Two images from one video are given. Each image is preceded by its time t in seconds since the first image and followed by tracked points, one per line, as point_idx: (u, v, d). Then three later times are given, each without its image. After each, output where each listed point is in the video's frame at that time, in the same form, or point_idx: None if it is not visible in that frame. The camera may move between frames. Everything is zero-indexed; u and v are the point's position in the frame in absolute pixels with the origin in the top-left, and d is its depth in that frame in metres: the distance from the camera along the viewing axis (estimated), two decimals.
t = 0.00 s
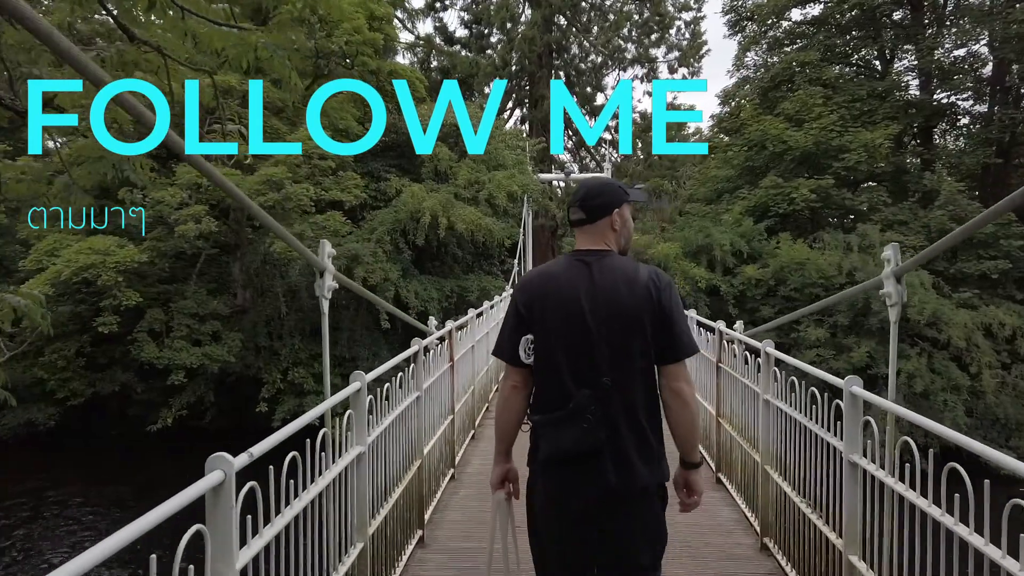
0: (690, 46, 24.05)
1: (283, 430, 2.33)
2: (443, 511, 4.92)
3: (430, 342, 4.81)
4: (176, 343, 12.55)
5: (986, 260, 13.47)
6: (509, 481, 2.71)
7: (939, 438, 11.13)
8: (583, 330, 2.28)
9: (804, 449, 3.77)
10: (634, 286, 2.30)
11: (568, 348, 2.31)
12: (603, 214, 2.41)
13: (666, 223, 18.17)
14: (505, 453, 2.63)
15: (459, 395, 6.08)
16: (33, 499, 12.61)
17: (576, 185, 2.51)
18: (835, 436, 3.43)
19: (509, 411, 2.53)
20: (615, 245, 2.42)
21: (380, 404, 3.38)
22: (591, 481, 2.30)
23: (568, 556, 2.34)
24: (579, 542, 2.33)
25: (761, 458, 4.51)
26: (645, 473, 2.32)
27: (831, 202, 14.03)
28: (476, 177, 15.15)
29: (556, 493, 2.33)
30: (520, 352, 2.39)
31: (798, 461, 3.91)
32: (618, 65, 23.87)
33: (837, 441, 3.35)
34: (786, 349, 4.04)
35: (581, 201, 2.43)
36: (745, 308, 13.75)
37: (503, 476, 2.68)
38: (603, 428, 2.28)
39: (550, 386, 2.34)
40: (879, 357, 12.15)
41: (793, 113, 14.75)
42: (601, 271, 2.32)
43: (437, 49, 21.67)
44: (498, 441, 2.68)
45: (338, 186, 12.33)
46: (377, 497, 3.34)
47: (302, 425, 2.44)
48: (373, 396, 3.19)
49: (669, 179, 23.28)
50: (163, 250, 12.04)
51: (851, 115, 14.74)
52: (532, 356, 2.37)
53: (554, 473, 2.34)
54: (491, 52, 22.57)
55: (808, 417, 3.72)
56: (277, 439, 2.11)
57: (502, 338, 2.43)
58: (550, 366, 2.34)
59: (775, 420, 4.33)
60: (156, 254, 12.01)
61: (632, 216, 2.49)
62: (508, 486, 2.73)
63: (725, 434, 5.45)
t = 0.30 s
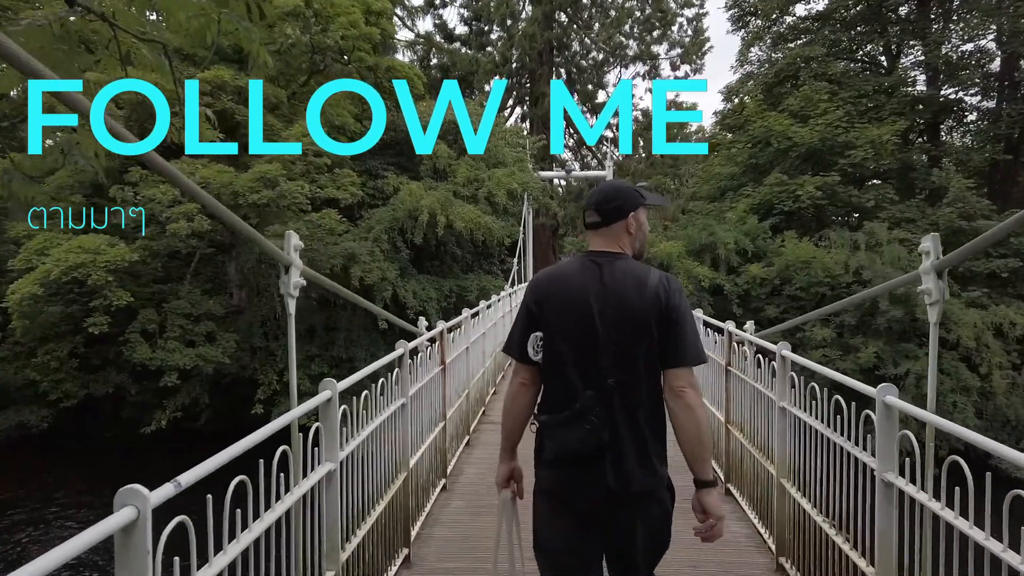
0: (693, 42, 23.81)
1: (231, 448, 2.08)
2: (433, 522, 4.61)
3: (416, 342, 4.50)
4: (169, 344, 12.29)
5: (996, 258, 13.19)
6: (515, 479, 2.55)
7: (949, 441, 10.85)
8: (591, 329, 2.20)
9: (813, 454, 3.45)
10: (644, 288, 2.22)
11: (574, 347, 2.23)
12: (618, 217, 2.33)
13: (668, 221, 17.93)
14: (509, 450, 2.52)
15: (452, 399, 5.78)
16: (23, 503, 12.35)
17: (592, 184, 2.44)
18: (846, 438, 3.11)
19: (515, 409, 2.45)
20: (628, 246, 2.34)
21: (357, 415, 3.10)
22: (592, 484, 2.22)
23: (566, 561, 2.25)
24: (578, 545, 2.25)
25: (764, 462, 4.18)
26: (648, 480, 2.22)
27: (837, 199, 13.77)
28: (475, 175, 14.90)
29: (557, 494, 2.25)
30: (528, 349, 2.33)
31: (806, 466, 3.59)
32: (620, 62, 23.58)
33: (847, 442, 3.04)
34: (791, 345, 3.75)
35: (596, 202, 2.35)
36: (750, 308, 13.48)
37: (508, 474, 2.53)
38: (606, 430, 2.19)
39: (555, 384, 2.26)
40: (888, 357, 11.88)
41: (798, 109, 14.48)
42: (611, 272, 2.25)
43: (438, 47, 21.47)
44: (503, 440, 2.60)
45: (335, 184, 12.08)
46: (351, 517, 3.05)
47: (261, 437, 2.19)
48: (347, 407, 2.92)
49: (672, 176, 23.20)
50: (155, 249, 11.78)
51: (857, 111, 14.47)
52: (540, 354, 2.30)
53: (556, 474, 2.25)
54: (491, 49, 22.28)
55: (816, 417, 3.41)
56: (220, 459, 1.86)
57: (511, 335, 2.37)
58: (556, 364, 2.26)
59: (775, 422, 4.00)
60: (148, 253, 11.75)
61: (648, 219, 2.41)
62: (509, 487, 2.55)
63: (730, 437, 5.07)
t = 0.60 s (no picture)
0: (695, 41, 23.53)
1: (176, 485, 1.87)
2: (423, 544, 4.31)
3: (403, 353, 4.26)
4: (161, 347, 12.03)
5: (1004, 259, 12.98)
6: (529, 471, 2.80)
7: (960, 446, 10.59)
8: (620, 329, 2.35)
9: (832, 477, 3.18)
10: (668, 288, 2.36)
11: (601, 345, 2.38)
12: (642, 214, 2.49)
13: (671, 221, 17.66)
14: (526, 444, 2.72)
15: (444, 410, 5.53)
16: (14, 509, 12.08)
17: (612, 184, 2.57)
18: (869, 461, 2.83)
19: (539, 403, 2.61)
20: (650, 245, 2.50)
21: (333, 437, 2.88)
22: (621, 478, 2.38)
23: (594, 548, 2.43)
24: (605, 535, 2.41)
25: (780, 482, 3.89)
26: (671, 472, 2.39)
27: (843, 199, 13.52)
28: (475, 174, 14.64)
29: (585, 488, 2.40)
30: (554, 345, 2.48)
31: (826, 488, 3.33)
32: (621, 61, 23.30)
33: (873, 468, 2.77)
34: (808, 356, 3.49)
35: (620, 200, 2.51)
36: (754, 310, 13.06)
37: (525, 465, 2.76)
38: (634, 426, 2.35)
39: (583, 382, 2.41)
40: (896, 360, 11.62)
41: (803, 106, 14.18)
42: (636, 272, 2.39)
43: (438, 45, 21.23)
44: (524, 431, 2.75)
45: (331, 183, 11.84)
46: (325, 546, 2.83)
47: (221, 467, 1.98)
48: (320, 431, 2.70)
49: (674, 176, 23.10)
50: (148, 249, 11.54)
51: (864, 109, 14.21)
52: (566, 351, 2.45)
53: (584, 469, 2.40)
54: (492, 47, 21.99)
55: (834, 437, 3.15)
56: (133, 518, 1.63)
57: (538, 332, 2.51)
58: (584, 361, 2.41)
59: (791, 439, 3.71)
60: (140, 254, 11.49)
61: (670, 216, 2.56)
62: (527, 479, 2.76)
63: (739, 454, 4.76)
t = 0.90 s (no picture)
0: (697, 38, 23.28)
1: (93, 525, 1.55)
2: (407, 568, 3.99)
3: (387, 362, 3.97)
4: (152, 348, 11.76)
5: (1014, 259, 12.74)
6: (533, 487, 2.65)
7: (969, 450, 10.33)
8: (621, 338, 2.29)
9: (860, 502, 2.86)
10: (667, 294, 2.31)
11: (600, 354, 2.32)
12: (636, 220, 2.43)
13: (672, 220, 17.41)
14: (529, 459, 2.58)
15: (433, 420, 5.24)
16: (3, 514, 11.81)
17: (608, 192, 2.50)
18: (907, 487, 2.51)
19: (539, 417, 2.52)
20: (645, 250, 2.44)
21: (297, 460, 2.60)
22: (625, 486, 2.33)
23: (598, 559, 2.38)
24: (609, 543, 2.36)
25: (800, 504, 3.55)
26: (674, 479, 2.34)
27: (849, 197, 13.27)
28: (473, 173, 14.38)
29: (589, 497, 2.36)
30: (554, 357, 2.39)
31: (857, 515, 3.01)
32: (622, 58, 23.05)
33: (911, 495, 2.43)
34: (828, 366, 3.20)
35: (615, 209, 2.46)
36: (758, 311, 12.79)
37: (528, 483, 2.63)
38: (637, 435, 2.31)
39: (584, 391, 2.35)
40: (903, 362, 11.36)
41: (808, 103, 13.91)
42: (634, 279, 2.34)
43: (437, 43, 21.00)
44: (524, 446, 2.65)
45: (325, 181, 11.58)
46: None
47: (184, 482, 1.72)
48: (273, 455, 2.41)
49: (677, 175, 22.80)
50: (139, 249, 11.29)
51: (870, 106, 13.95)
52: (566, 362, 2.38)
53: (587, 477, 2.36)
54: (492, 45, 21.75)
55: (863, 457, 2.84)
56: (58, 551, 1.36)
57: (536, 344, 2.43)
58: (585, 370, 2.34)
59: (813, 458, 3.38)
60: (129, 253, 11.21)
61: (664, 221, 2.52)
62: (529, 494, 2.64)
63: (751, 470, 4.43)
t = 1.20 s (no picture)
0: (700, 36, 23.00)
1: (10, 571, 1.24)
2: None
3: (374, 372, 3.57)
4: (143, 351, 11.50)
5: None
6: (527, 484, 2.59)
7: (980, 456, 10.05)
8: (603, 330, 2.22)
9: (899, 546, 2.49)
10: (649, 286, 2.24)
11: (583, 347, 2.25)
12: (612, 213, 2.34)
13: (675, 220, 17.15)
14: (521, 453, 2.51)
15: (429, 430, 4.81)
16: None
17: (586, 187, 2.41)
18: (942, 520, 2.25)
19: (525, 411, 2.44)
20: (627, 242, 2.35)
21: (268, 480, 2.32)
22: (610, 480, 2.24)
23: (587, 558, 2.29)
24: (596, 539, 2.27)
25: (823, 536, 3.28)
26: (661, 471, 2.26)
27: (855, 196, 12.99)
28: (472, 172, 14.09)
29: (575, 492, 2.27)
30: (536, 353, 2.31)
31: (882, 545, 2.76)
32: (624, 56, 22.76)
33: (964, 547, 2.06)
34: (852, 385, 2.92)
35: (594, 202, 2.35)
36: (763, 312, 12.57)
37: (522, 480, 2.57)
38: (622, 428, 2.21)
39: (567, 384, 2.27)
40: (911, 365, 11.09)
41: (813, 100, 13.62)
42: (614, 270, 2.26)
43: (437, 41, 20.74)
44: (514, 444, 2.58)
45: (319, 180, 11.30)
46: None
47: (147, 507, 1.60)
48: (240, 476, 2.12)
49: (679, 174, 22.51)
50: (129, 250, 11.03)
51: (877, 103, 13.67)
52: (549, 357, 2.30)
53: (572, 474, 2.27)
54: (492, 43, 21.49)
55: (889, 485, 2.55)
56: (15, 573, 1.21)
57: (519, 338, 2.36)
58: (568, 363, 2.27)
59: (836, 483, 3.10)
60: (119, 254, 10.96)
61: (643, 212, 2.42)
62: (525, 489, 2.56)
63: (764, 488, 4.17)
